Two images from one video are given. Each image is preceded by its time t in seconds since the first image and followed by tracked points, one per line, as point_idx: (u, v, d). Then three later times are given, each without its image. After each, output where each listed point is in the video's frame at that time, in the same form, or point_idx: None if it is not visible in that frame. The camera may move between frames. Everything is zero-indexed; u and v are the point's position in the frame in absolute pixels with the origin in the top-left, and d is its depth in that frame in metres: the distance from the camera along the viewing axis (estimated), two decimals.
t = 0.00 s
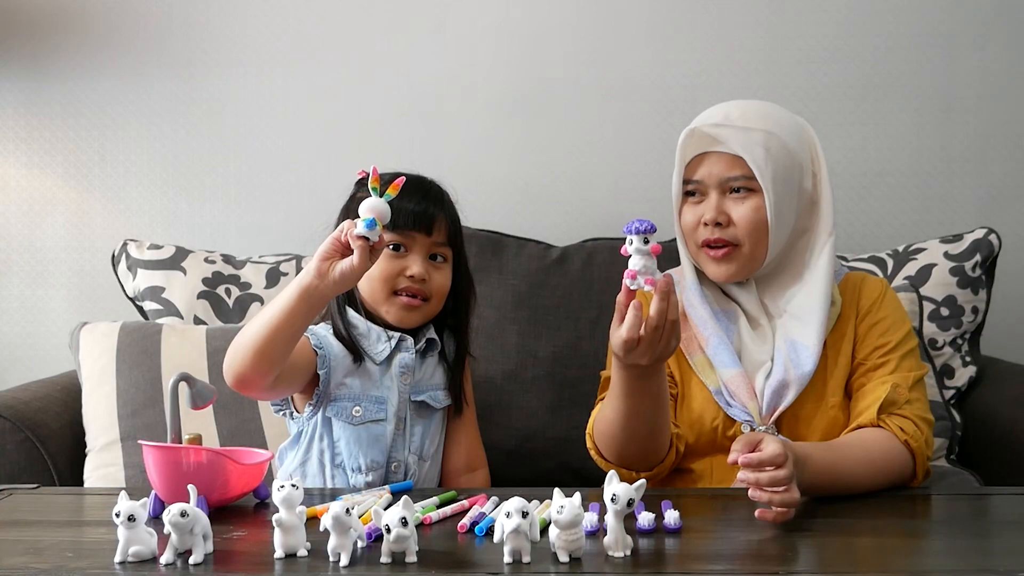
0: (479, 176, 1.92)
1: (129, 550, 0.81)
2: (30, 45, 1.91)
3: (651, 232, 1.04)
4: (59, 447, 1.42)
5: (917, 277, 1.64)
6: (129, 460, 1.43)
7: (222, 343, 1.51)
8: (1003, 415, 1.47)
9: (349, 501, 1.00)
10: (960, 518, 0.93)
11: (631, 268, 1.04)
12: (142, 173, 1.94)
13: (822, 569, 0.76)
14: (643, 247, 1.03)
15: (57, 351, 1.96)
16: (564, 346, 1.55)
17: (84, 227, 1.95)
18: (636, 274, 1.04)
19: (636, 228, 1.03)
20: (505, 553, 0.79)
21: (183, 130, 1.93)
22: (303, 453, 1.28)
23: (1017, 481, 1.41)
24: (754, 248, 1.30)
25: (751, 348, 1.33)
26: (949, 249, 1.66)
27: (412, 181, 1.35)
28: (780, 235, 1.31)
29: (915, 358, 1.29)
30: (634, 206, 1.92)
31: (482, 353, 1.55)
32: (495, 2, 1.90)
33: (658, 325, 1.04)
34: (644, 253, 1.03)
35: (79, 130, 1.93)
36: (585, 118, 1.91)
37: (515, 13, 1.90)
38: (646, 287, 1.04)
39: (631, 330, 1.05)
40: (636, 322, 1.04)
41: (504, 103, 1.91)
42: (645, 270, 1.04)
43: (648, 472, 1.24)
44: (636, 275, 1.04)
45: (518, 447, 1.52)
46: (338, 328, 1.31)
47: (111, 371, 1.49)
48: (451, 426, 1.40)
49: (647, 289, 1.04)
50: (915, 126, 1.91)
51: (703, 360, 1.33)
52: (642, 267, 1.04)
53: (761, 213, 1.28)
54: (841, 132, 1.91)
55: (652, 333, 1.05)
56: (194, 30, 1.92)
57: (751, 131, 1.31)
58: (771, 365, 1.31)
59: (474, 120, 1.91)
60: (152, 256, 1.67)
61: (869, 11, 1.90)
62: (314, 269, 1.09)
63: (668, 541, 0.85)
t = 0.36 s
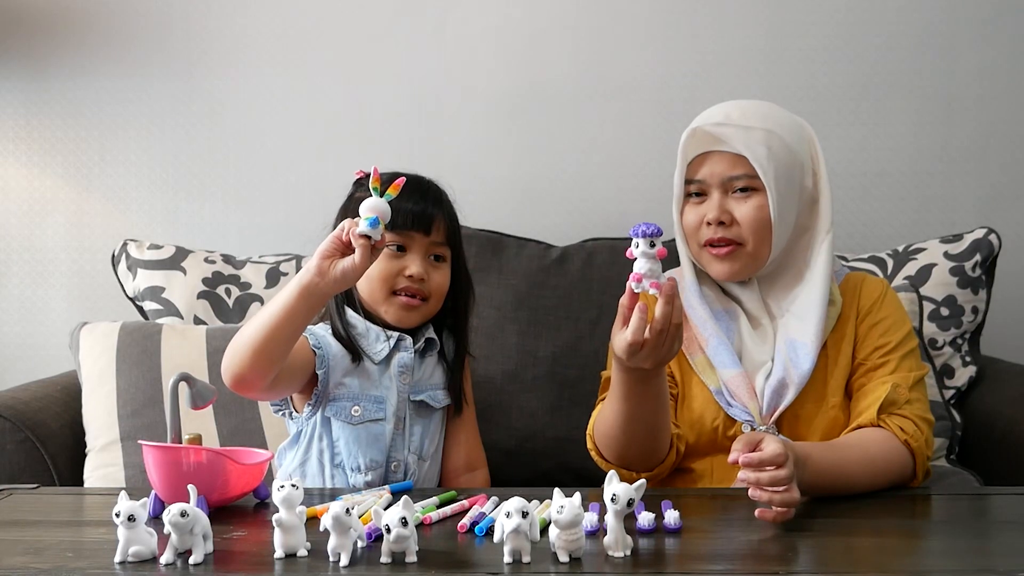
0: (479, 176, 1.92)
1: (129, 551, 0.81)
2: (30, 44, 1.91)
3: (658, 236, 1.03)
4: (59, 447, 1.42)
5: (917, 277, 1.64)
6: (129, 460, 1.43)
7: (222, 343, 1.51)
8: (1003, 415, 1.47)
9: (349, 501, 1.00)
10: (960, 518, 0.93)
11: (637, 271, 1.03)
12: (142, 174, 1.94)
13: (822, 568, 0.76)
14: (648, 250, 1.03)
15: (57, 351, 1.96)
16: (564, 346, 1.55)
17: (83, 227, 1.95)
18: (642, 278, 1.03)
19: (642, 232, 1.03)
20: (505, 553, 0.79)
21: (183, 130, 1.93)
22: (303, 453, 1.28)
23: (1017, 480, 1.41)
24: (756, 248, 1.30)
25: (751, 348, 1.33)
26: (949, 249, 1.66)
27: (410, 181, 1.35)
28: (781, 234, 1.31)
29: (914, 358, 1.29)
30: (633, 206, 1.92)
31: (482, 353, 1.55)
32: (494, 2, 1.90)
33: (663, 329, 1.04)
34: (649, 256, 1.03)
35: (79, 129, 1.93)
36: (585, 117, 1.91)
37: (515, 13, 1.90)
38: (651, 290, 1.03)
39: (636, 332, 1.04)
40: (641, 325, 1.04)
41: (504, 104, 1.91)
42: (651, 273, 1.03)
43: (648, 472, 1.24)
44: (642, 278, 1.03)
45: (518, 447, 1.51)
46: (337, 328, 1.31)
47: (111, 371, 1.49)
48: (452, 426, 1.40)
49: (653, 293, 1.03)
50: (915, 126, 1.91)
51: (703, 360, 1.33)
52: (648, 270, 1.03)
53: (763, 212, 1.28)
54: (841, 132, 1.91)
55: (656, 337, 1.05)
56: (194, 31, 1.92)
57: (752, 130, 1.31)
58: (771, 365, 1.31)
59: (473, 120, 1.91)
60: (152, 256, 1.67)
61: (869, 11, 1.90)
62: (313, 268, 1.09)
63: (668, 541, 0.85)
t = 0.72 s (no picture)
0: (479, 176, 1.92)
1: (129, 550, 0.81)
2: (31, 44, 1.91)
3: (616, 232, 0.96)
4: (59, 447, 1.42)
5: (917, 277, 1.64)
6: (129, 460, 1.43)
7: (222, 343, 1.51)
8: (1003, 415, 1.47)
9: (349, 501, 1.00)
10: (960, 518, 0.93)
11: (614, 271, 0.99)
12: (142, 174, 1.94)
13: (822, 568, 0.76)
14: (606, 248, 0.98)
15: (57, 351, 1.96)
16: (564, 346, 1.55)
17: (83, 227, 1.95)
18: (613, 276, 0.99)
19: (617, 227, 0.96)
20: (505, 553, 0.79)
21: (183, 130, 1.93)
22: (303, 454, 1.27)
23: (1017, 481, 1.41)
24: (758, 248, 1.30)
25: (751, 348, 1.33)
26: (949, 249, 1.66)
27: (410, 181, 1.35)
28: (783, 233, 1.31)
29: (915, 359, 1.29)
30: (633, 206, 1.92)
31: (482, 353, 1.55)
32: (495, 2, 1.90)
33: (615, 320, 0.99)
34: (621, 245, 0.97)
35: (79, 129, 1.93)
36: (585, 118, 1.91)
37: (515, 13, 1.91)
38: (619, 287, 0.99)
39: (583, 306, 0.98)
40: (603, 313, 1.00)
41: (504, 104, 1.91)
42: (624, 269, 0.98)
43: (648, 474, 1.24)
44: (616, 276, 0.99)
45: (518, 447, 1.51)
46: (337, 328, 1.31)
47: (111, 371, 1.49)
48: (452, 427, 1.40)
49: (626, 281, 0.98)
50: (915, 126, 1.91)
51: (703, 360, 1.33)
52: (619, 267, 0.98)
53: (765, 211, 1.28)
54: (841, 132, 1.91)
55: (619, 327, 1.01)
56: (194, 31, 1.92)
57: (755, 130, 1.31)
58: (771, 365, 1.31)
59: (473, 120, 1.91)
60: (152, 256, 1.67)
61: (869, 11, 1.90)
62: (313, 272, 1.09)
63: (669, 541, 0.85)
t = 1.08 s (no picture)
0: (479, 176, 1.92)
1: (129, 550, 0.81)
2: (30, 44, 1.91)
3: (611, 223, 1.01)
4: (59, 447, 1.41)
5: (917, 277, 1.64)
6: (129, 460, 1.43)
7: (222, 343, 1.51)
8: (1003, 415, 1.47)
9: (349, 501, 1.00)
10: (960, 518, 0.93)
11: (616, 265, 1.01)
12: (142, 173, 1.94)
13: (821, 568, 0.76)
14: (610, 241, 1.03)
15: (57, 351, 1.96)
16: (564, 346, 1.55)
17: (83, 227, 1.95)
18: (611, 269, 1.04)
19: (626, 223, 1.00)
20: (505, 553, 0.79)
21: (184, 131, 1.93)
22: (302, 453, 1.28)
23: (1017, 481, 1.41)
24: (755, 248, 1.30)
25: (751, 348, 1.33)
26: (949, 249, 1.66)
27: (409, 180, 1.35)
28: (781, 233, 1.31)
29: (914, 359, 1.29)
30: (633, 206, 1.92)
31: (482, 353, 1.55)
32: (495, 2, 1.90)
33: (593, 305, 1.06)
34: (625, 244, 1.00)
35: (80, 129, 1.93)
36: (585, 118, 1.91)
37: (515, 13, 1.91)
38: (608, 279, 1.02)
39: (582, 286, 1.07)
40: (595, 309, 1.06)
41: (504, 104, 1.91)
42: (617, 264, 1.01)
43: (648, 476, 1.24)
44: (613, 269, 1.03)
45: (518, 447, 1.51)
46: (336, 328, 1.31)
47: (111, 371, 1.49)
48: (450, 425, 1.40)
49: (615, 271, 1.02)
50: (915, 126, 1.91)
51: (703, 361, 1.33)
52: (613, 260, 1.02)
53: (762, 212, 1.28)
54: (841, 132, 1.91)
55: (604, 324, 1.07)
56: (194, 30, 1.92)
57: (751, 131, 1.31)
58: (771, 365, 1.31)
59: (473, 120, 1.91)
60: (152, 256, 1.67)
61: (869, 11, 1.90)
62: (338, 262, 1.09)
63: (668, 541, 0.85)
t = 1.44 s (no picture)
0: (479, 176, 1.92)
1: (129, 550, 0.81)
2: (31, 44, 1.91)
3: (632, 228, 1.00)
4: (59, 447, 1.41)
5: (917, 277, 1.64)
6: (129, 460, 1.43)
7: (222, 343, 1.51)
8: (1003, 415, 1.47)
9: (349, 501, 1.00)
10: (960, 518, 0.93)
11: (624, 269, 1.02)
12: (142, 174, 1.94)
13: (821, 568, 0.76)
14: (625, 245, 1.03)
15: (56, 351, 1.96)
16: (564, 346, 1.55)
17: (83, 227, 1.95)
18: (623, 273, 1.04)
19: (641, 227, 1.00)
20: (505, 553, 0.79)
21: (183, 131, 1.93)
22: (303, 452, 1.28)
23: (1017, 481, 1.41)
24: (755, 245, 1.30)
25: (751, 348, 1.33)
26: (949, 249, 1.66)
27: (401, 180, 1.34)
28: (779, 231, 1.31)
29: (915, 359, 1.29)
30: (633, 206, 1.92)
31: (482, 353, 1.55)
32: (495, 2, 1.90)
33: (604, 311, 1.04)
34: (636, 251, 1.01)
35: (80, 129, 1.93)
36: (585, 118, 1.91)
37: (515, 13, 1.90)
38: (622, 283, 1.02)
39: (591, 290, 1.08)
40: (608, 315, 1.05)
41: (504, 104, 1.91)
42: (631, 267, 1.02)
43: (652, 477, 1.24)
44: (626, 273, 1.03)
45: (518, 447, 1.52)
46: (335, 329, 1.31)
47: (111, 371, 1.49)
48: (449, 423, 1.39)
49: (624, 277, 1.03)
50: (915, 126, 1.91)
51: (704, 361, 1.33)
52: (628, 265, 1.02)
53: (761, 209, 1.28)
54: (841, 132, 1.91)
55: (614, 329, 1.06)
56: (193, 31, 1.92)
57: (749, 129, 1.31)
58: (772, 365, 1.31)
59: (473, 120, 1.91)
60: (152, 256, 1.67)
61: (869, 11, 1.90)
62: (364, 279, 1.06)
63: (668, 541, 0.85)
